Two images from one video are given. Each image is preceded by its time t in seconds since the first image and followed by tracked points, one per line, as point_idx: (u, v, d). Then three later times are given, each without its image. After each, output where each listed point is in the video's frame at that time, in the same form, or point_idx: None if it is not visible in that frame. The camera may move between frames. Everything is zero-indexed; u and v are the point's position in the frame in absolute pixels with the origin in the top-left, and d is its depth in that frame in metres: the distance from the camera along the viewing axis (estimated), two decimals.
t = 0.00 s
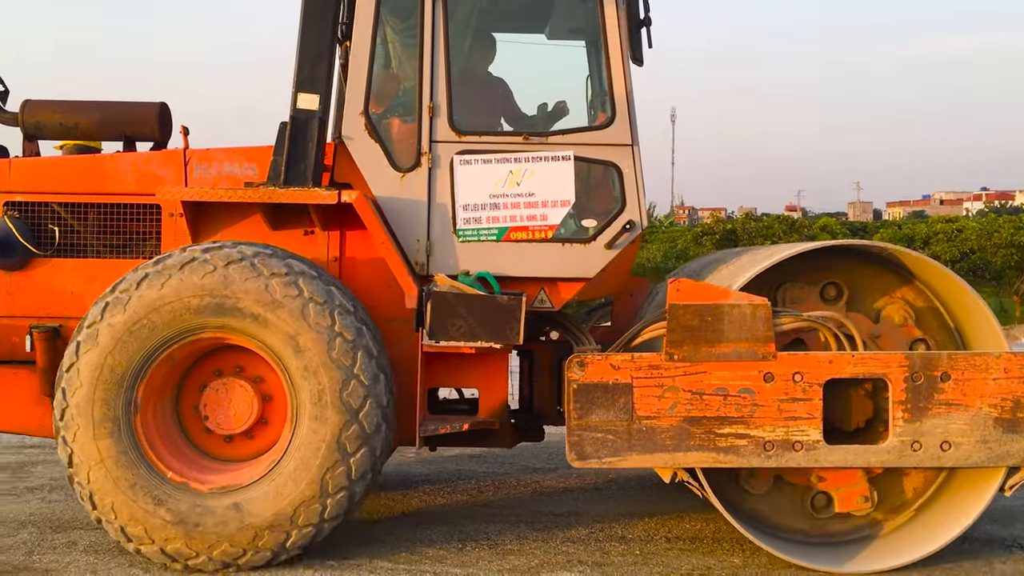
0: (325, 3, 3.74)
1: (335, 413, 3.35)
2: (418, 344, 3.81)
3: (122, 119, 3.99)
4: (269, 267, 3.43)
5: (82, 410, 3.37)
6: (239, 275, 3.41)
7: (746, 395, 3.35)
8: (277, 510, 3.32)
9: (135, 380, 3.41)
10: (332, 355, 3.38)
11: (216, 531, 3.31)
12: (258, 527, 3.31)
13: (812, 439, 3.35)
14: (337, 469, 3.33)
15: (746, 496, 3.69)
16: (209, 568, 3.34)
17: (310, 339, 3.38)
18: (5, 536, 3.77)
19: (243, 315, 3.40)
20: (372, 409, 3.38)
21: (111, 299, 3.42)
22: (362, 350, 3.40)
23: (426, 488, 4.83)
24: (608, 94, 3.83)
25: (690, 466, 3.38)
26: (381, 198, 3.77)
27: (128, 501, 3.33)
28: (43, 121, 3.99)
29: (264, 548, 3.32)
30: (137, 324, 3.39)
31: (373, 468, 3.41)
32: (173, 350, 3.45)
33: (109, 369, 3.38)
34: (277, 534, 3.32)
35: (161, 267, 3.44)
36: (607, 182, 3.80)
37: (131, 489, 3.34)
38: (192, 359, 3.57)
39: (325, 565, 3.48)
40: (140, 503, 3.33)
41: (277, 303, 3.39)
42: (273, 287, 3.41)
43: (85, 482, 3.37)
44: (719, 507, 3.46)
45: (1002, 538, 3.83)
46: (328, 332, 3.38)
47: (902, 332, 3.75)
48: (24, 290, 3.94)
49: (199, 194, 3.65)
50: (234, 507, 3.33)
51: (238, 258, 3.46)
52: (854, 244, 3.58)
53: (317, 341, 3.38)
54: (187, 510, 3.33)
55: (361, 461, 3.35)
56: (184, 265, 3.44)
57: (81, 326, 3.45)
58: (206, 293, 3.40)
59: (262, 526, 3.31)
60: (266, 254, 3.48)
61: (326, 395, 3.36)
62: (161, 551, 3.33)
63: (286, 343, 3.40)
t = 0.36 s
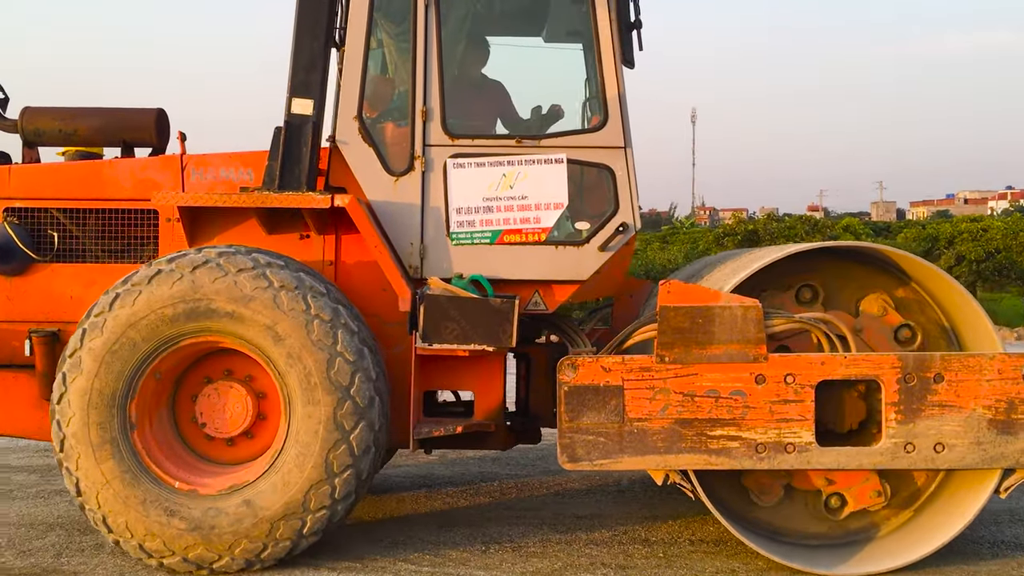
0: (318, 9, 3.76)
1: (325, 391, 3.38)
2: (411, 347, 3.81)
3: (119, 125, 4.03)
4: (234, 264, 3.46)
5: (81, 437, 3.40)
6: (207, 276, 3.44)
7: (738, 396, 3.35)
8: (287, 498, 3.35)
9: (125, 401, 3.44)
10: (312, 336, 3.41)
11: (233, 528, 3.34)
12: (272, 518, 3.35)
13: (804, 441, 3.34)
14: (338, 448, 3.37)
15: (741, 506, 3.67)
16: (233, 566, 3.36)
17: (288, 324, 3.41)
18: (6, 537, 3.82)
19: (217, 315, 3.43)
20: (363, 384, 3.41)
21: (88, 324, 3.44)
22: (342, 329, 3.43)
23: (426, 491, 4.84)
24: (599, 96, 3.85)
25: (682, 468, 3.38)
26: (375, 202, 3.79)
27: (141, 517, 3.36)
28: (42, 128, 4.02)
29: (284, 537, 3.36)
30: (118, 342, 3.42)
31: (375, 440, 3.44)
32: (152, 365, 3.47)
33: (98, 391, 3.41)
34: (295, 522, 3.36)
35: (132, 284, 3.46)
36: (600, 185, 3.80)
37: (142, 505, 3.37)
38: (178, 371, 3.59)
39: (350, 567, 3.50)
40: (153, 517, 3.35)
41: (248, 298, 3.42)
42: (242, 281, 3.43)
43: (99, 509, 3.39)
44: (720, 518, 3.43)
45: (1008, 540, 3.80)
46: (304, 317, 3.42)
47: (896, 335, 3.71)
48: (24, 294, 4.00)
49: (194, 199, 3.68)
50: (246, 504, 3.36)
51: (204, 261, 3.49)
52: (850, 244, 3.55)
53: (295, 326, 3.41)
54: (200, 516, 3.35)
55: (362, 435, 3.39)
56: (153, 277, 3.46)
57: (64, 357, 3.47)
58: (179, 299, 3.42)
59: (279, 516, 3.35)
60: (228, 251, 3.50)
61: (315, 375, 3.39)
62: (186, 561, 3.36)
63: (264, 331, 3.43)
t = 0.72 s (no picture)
0: (312, 13, 3.78)
1: (312, 369, 3.41)
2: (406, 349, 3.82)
3: (118, 130, 4.07)
4: (201, 265, 3.50)
5: (85, 461, 3.43)
6: (176, 281, 3.47)
7: (731, 397, 3.34)
8: (294, 483, 3.38)
9: (119, 420, 3.46)
10: (290, 317, 3.44)
11: (249, 520, 3.36)
12: (283, 504, 3.37)
13: (797, 442, 3.33)
14: (336, 425, 3.39)
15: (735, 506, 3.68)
16: (257, 557, 3.38)
17: (263, 309, 3.44)
18: (9, 538, 3.87)
19: (193, 317, 3.46)
20: (349, 359, 3.44)
21: (70, 350, 3.47)
22: (317, 308, 3.46)
23: (427, 493, 4.86)
24: (593, 97, 3.84)
25: (674, 469, 3.37)
26: (370, 205, 3.80)
27: (156, 528, 3.37)
28: (42, 133, 4.08)
29: (300, 521, 3.38)
30: (103, 362, 3.45)
31: (371, 412, 3.46)
32: (138, 382, 3.49)
33: (92, 413, 3.44)
34: (308, 504, 3.38)
35: (109, 304, 3.49)
36: (594, 186, 3.80)
37: (154, 515, 3.38)
38: (167, 384, 3.62)
39: (375, 567, 3.53)
40: (169, 526, 3.37)
41: (221, 294, 3.44)
42: (212, 279, 3.46)
43: (117, 529, 3.40)
44: (712, 516, 3.43)
45: (1007, 542, 3.75)
46: (278, 302, 3.44)
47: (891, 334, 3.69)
48: (25, 298, 4.05)
49: (190, 203, 3.71)
50: (257, 497, 3.39)
51: (171, 268, 3.51)
52: (846, 243, 3.54)
53: (273, 313, 3.44)
54: (214, 518, 3.37)
55: (359, 408, 3.42)
56: (125, 293, 3.49)
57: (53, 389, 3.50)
58: (156, 308, 3.45)
59: (291, 501, 3.37)
60: (193, 255, 3.53)
61: (300, 354, 3.42)
62: (209, 563, 3.38)
63: (241, 323, 3.45)
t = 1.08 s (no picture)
0: (307, 15, 3.81)
1: (295, 346, 3.44)
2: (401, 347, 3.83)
3: (117, 130, 4.10)
4: (169, 267, 3.53)
5: (90, 479, 3.45)
6: (148, 287, 3.50)
7: (723, 396, 3.33)
8: (297, 462, 3.40)
9: (114, 435, 3.49)
10: (265, 299, 3.47)
11: (260, 505, 3.39)
12: (290, 485, 3.39)
13: (790, 441, 3.31)
14: (329, 399, 3.42)
15: (734, 509, 3.66)
16: (276, 539, 3.40)
17: (237, 295, 3.47)
18: (12, 534, 3.91)
19: (170, 319, 3.48)
20: (330, 333, 3.47)
21: (57, 374, 3.51)
22: (289, 288, 3.49)
23: (427, 491, 4.87)
24: (588, 95, 3.83)
25: (667, 469, 3.36)
26: (365, 204, 3.82)
27: (171, 530, 3.39)
28: (43, 133, 4.11)
29: (310, 497, 3.40)
30: (90, 378, 3.48)
31: (361, 382, 3.49)
32: (126, 394, 3.52)
33: (89, 431, 3.47)
34: (314, 479, 3.40)
35: (88, 322, 3.51)
36: (589, 185, 3.80)
37: (167, 518, 3.40)
38: (158, 393, 3.65)
39: (398, 565, 3.54)
40: (183, 526, 3.39)
41: (193, 291, 3.47)
42: (183, 279, 3.49)
43: (137, 540, 3.42)
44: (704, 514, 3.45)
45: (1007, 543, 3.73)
46: (250, 290, 3.47)
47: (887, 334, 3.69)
48: (26, 297, 4.08)
49: (187, 202, 3.74)
50: (264, 482, 3.42)
51: (141, 276, 3.54)
52: (843, 242, 3.54)
53: (247, 300, 3.46)
54: (226, 512, 3.40)
55: (348, 379, 3.44)
56: (101, 308, 3.51)
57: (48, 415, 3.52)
58: (134, 316, 3.48)
59: (298, 478, 3.39)
60: (160, 261, 3.56)
61: (280, 333, 3.45)
62: (230, 556, 3.40)
63: (217, 314, 3.47)
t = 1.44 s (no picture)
0: (304, 20, 3.84)
1: (276, 330, 3.47)
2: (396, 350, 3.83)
3: (119, 133, 4.14)
4: (140, 277, 3.56)
5: (100, 497, 3.48)
6: (124, 300, 3.53)
7: (715, 399, 3.32)
8: (297, 444, 3.43)
9: (116, 450, 3.52)
10: (239, 288, 3.50)
11: (270, 490, 3.42)
12: (294, 467, 3.42)
13: (782, 444, 3.30)
14: (319, 376, 3.45)
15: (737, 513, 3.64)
16: (293, 521, 3.43)
17: (212, 289, 3.50)
18: (14, 533, 3.96)
19: (150, 329, 3.51)
20: (309, 312, 3.50)
21: (50, 401, 3.55)
22: (261, 276, 3.53)
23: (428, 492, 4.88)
24: (584, 98, 3.83)
25: (659, 471, 3.36)
26: (361, 206, 3.84)
27: (188, 532, 3.41)
28: (45, 136, 4.16)
29: (317, 475, 3.42)
30: (83, 399, 3.51)
31: (348, 356, 3.51)
32: (121, 409, 3.54)
33: (91, 448, 3.50)
34: (317, 457, 3.42)
35: (73, 345, 3.55)
36: (584, 188, 3.80)
37: (182, 521, 3.42)
38: (153, 405, 3.68)
39: (419, 566, 3.55)
40: (198, 526, 3.41)
41: (168, 295, 3.51)
42: (157, 287, 3.53)
43: (160, 549, 3.44)
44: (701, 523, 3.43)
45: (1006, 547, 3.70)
46: (223, 284, 3.51)
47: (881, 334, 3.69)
48: (28, 298, 4.13)
49: (184, 204, 3.77)
50: (269, 469, 3.44)
51: (115, 291, 3.57)
52: (836, 246, 3.53)
53: (222, 295, 3.50)
54: (237, 506, 3.42)
55: (333, 354, 3.47)
56: (82, 328, 3.55)
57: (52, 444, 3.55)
58: (115, 331, 3.51)
59: (302, 457, 3.42)
60: (129, 277, 3.59)
61: (261, 317, 3.48)
62: (251, 547, 3.42)
63: (196, 314, 3.50)
